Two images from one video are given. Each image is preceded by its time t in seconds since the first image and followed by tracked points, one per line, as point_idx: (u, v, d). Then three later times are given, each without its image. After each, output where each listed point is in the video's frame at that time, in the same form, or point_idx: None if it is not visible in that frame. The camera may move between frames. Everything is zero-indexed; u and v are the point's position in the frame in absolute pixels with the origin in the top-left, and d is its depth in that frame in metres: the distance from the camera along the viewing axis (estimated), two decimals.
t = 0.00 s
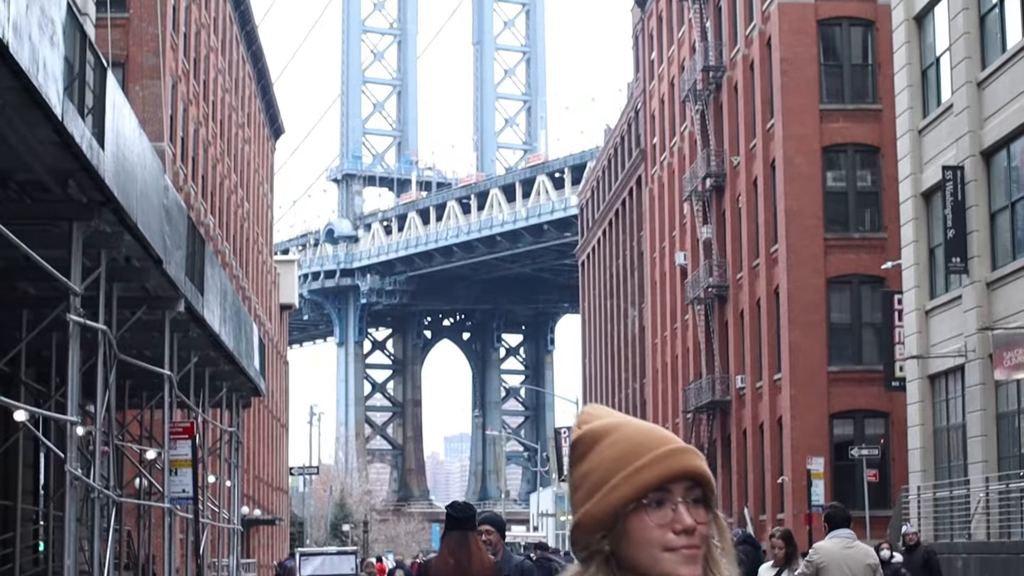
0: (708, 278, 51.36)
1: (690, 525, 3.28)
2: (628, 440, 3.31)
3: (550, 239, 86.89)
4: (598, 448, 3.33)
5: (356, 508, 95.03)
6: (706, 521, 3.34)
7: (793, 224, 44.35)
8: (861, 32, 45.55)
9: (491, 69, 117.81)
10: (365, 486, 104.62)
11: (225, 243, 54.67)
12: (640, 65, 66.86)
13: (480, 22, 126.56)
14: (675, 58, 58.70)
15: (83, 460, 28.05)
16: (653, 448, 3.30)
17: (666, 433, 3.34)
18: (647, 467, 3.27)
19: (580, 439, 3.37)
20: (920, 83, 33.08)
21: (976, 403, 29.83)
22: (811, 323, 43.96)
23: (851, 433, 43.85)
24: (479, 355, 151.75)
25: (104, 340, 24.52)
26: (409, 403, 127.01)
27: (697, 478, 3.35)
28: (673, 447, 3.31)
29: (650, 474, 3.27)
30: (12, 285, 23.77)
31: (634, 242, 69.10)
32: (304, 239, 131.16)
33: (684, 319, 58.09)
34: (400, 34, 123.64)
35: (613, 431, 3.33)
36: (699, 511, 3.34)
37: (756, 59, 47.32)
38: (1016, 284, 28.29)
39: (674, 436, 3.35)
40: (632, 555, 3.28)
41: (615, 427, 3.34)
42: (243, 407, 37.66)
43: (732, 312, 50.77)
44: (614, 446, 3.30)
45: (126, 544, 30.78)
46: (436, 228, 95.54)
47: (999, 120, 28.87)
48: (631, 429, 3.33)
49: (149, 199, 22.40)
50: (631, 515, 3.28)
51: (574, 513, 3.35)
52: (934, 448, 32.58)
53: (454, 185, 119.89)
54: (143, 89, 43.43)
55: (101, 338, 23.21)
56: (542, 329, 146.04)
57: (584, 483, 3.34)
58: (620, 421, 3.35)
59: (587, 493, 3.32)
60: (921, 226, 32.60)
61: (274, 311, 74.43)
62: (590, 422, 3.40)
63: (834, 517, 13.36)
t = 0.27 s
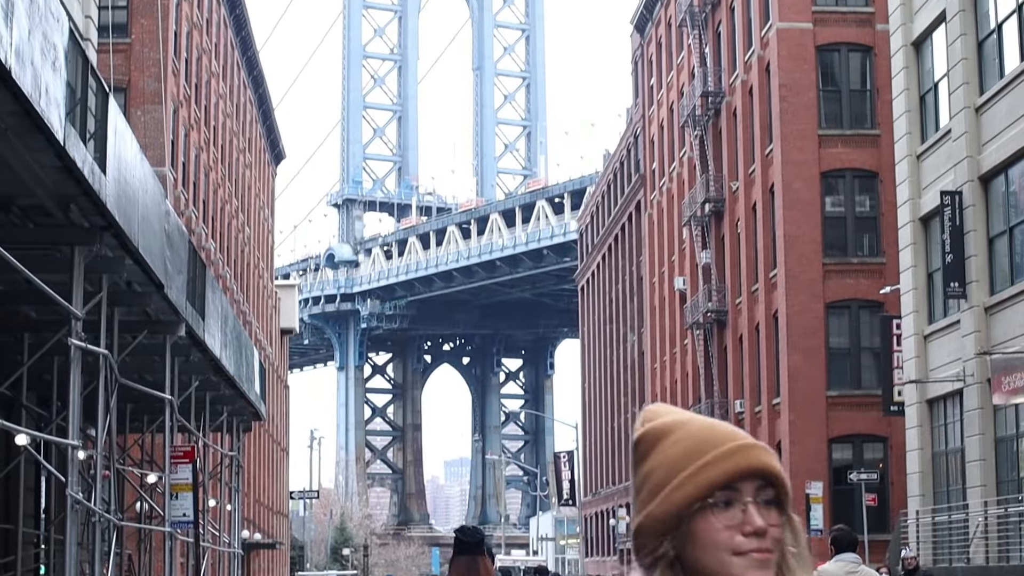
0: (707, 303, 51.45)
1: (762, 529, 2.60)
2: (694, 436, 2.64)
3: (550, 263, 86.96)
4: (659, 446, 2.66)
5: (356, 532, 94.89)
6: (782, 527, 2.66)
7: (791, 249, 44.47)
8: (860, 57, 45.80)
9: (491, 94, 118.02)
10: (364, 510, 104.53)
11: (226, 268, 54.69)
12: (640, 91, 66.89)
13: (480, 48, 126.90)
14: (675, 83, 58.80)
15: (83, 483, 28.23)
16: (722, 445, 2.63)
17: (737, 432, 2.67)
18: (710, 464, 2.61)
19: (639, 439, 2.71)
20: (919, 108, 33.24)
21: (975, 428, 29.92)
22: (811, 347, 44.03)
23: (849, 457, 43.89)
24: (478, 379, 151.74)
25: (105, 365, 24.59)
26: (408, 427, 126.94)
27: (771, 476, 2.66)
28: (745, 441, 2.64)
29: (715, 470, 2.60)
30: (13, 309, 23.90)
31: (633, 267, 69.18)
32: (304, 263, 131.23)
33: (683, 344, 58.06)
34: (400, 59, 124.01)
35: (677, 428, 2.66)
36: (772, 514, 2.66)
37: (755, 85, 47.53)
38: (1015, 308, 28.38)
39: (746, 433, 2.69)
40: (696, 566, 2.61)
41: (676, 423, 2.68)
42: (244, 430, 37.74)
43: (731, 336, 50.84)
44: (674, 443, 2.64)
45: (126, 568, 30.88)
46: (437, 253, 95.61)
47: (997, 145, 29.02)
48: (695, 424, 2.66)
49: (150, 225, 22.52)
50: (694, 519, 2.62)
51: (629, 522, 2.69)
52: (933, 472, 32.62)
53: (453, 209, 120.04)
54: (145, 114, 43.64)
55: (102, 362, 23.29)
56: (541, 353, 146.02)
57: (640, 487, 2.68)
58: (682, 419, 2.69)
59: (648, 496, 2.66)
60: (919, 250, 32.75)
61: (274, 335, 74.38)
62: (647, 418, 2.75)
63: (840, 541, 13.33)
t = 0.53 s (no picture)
0: (706, 342, 51.51)
1: (840, 565, 2.48)
2: (776, 454, 2.53)
3: (549, 302, 87.01)
4: (734, 468, 2.55)
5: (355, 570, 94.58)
6: (865, 556, 2.55)
7: (791, 289, 44.56)
8: (859, 97, 46.01)
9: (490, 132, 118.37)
10: (364, 548, 104.22)
11: (226, 305, 54.71)
12: (640, 131, 67.06)
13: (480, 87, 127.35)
14: (675, 122, 58.94)
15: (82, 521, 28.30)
16: (803, 467, 2.52)
17: (821, 453, 2.55)
18: (789, 491, 2.50)
19: (710, 459, 2.61)
20: (918, 148, 33.43)
21: (975, 466, 29.93)
22: (810, 387, 44.07)
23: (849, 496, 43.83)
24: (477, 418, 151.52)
25: (105, 402, 24.60)
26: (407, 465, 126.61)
27: (852, 501, 2.54)
28: (826, 467, 2.52)
29: (796, 500, 2.49)
30: (14, 347, 23.95)
31: (632, 306, 69.25)
32: (305, 301, 131.22)
33: (683, 383, 58.08)
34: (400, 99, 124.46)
35: (757, 444, 2.55)
36: (852, 548, 2.54)
37: (754, 124, 47.74)
38: (1014, 346, 28.44)
39: (828, 455, 2.58)
40: None
41: (757, 442, 2.55)
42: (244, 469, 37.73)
43: (729, 375, 50.91)
44: (752, 465, 2.53)
45: None
46: (437, 291, 95.67)
47: (995, 184, 29.14)
48: (777, 444, 2.55)
49: (151, 263, 22.59)
50: (770, 550, 2.51)
51: (705, 547, 2.60)
52: (932, 511, 32.64)
53: (453, 248, 120.21)
54: (145, 153, 43.74)
55: (102, 400, 23.30)
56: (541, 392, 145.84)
57: (714, 512, 2.59)
58: (764, 434, 2.58)
59: (722, 517, 2.56)
60: (918, 289, 32.81)
61: (274, 373, 74.40)
62: (723, 431, 2.63)
63: None
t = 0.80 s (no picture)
0: (705, 377, 51.47)
1: None
2: (853, 496, 2.37)
3: (548, 336, 87.00)
4: (809, 501, 2.39)
5: None
6: None
7: (790, 324, 44.60)
8: (858, 132, 46.10)
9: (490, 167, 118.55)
10: None
11: (225, 339, 54.67)
12: (640, 166, 67.12)
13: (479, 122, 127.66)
14: (675, 156, 59.04)
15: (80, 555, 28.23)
16: (882, 511, 2.35)
17: (916, 496, 2.39)
18: (857, 539, 2.30)
19: (786, 491, 2.45)
20: (917, 183, 33.51)
21: (975, 501, 29.84)
22: (810, 422, 43.97)
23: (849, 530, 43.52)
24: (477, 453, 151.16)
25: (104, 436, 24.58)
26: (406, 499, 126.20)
27: (947, 561, 2.33)
28: (909, 514, 2.34)
29: (860, 551, 2.31)
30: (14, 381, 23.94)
31: (632, 340, 69.19)
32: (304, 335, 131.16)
33: (683, 418, 58.03)
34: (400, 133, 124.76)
35: (834, 476, 2.41)
36: None
37: (753, 158, 47.85)
38: (1013, 381, 28.43)
39: (920, 502, 2.38)
40: None
41: (834, 480, 2.39)
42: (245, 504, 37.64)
43: (729, 410, 50.85)
44: (822, 504, 2.36)
45: None
46: (436, 325, 95.64)
47: (995, 218, 29.16)
48: (855, 484, 2.37)
49: (150, 296, 22.60)
50: None
51: None
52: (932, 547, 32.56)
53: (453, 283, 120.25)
54: (145, 187, 43.81)
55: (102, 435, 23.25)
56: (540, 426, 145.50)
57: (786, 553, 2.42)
58: (847, 474, 2.40)
59: (791, 559, 2.38)
60: (918, 323, 32.83)
61: (274, 408, 74.40)
62: (803, 461, 2.49)
63: None
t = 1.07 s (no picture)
0: (705, 409, 51.40)
1: None
2: (941, 478, 2.75)
3: (548, 368, 86.91)
4: (897, 490, 2.77)
5: None
6: None
7: (790, 355, 44.62)
8: (858, 163, 46.31)
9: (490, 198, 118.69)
10: None
11: (223, 370, 54.58)
12: (639, 198, 67.13)
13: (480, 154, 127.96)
14: (674, 188, 59.14)
15: None
16: (966, 496, 2.72)
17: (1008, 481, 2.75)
18: (945, 516, 2.70)
19: (881, 472, 2.82)
20: (917, 215, 33.69)
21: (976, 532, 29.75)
22: (810, 453, 43.87)
23: (849, 562, 43.21)
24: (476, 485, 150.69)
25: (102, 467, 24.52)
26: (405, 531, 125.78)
27: None
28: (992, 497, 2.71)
29: (939, 535, 2.70)
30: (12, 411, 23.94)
31: (631, 372, 69.01)
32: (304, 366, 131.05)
33: (682, 450, 57.93)
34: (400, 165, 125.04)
35: (923, 464, 2.78)
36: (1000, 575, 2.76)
37: (753, 190, 47.99)
38: (1013, 412, 28.41)
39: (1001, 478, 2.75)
40: None
41: (921, 462, 2.78)
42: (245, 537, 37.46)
43: (729, 442, 50.75)
44: (905, 494, 2.74)
45: None
46: (434, 357, 95.56)
47: (995, 250, 29.19)
48: (942, 467, 2.76)
49: (149, 328, 22.63)
50: None
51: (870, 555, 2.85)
52: None
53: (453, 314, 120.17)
54: (144, 219, 43.91)
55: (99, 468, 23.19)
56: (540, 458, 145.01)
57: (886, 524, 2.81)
58: (935, 461, 2.77)
59: (888, 532, 2.77)
60: (918, 355, 32.85)
61: (273, 440, 74.41)
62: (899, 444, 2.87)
63: None
